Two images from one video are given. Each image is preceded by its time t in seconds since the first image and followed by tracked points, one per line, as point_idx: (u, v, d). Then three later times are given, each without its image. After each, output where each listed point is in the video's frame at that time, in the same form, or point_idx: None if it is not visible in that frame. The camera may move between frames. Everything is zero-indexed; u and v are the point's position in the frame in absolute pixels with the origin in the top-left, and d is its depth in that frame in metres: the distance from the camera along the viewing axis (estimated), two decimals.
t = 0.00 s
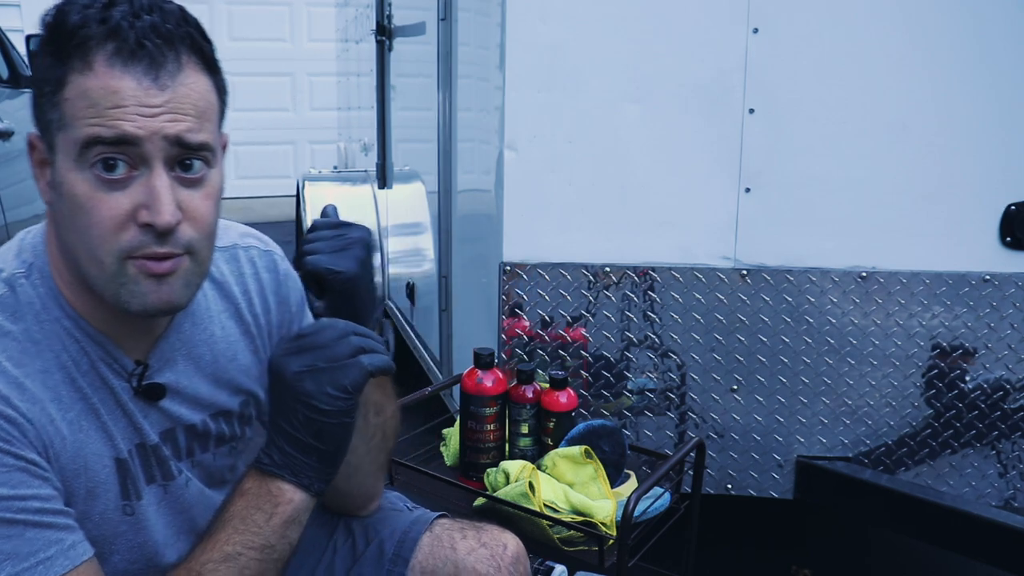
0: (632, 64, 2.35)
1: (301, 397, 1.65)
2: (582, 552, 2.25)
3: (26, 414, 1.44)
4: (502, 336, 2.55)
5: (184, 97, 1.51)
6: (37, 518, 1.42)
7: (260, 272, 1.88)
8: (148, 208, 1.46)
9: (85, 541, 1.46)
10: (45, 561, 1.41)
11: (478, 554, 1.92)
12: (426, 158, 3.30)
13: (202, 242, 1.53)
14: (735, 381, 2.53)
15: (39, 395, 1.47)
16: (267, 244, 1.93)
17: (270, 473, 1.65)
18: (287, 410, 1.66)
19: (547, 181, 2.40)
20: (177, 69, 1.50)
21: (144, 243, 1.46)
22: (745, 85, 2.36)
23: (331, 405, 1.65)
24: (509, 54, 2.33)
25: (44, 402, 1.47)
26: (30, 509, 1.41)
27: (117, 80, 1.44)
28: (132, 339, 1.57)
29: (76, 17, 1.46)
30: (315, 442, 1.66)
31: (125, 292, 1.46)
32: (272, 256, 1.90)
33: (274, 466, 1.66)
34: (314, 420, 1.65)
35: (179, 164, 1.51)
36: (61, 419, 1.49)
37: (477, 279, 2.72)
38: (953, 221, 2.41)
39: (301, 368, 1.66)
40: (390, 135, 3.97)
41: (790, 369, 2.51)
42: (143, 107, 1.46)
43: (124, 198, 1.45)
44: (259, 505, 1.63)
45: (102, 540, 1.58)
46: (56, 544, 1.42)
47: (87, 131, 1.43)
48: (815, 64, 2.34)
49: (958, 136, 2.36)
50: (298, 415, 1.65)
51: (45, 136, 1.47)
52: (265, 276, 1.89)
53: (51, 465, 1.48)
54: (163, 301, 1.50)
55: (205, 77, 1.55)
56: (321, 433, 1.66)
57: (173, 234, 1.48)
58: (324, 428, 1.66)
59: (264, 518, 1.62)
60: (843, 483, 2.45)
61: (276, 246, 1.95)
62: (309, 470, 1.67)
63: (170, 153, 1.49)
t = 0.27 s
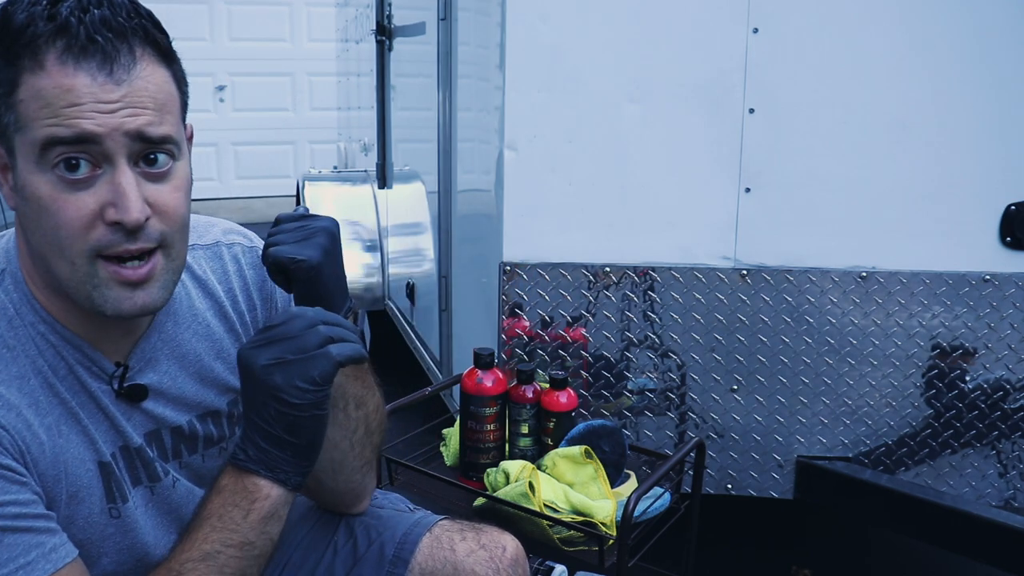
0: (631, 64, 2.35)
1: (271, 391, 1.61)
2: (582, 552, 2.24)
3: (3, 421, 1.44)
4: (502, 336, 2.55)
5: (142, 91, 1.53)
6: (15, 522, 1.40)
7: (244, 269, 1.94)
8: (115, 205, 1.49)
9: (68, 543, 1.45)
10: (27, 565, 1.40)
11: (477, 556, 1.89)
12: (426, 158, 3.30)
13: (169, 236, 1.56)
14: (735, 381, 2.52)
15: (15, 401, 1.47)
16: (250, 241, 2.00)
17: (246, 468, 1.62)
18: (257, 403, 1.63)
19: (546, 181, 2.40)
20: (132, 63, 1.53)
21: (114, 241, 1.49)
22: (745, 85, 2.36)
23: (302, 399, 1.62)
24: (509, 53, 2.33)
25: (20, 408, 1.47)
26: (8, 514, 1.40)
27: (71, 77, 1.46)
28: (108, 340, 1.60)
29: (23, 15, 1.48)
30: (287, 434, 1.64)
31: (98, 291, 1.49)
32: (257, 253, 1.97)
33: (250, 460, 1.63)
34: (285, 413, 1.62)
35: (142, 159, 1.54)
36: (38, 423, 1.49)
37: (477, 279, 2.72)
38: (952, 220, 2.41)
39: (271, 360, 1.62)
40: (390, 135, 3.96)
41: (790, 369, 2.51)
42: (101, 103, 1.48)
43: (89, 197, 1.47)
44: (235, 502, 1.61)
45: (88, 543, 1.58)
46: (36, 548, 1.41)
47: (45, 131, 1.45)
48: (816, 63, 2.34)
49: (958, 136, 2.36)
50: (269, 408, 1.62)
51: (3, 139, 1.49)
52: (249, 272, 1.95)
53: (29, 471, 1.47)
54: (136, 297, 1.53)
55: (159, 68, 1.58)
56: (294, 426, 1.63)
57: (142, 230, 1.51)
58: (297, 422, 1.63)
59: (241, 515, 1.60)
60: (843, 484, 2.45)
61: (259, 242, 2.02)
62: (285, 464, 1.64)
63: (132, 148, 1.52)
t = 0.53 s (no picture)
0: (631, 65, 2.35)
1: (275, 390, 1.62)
2: (582, 552, 2.24)
3: (8, 423, 1.45)
4: (502, 336, 2.55)
5: (144, 92, 1.53)
6: (21, 523, 1.42)
7: (252, 271, 1.89)
8: (120, 208, 1.48)
9: (74, 543, 1.47)
10: (32, 565, 1.42)
11: (480, 558, 1.90)
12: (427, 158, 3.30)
13: (175, 239, 1.55)
14: (735, 381, 2.53)
15: (21, 404, 1.48)
16: (260, 243, 1.95)
17: (248, 467, 1.62)
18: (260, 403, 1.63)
19: (546, 181, 2.40)
20: (134, 64, 1.53)
21: (118, 243, 1.48)
22: (745, 85, 2.36)
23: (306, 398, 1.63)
24: (509, 54, 2.34)
25: (26, 411, 1.48)
26: (13, 514, 1.42)
27: (72, 79, 1.47)
28: (115, 343, 1.59)
29: (24, 17, 1.50)
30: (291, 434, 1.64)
31: (104, 294, 1.49)
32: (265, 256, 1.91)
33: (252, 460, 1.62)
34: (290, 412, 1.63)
35: (147, 161, 1.54)
36: (43, 426, 1.50)
37: (477, 279, 2.72)
38: (952, 220, 2.41)
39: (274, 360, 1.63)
40: (390, 135, 3.96)
41: (790, 369, 2.51)
42: (104, 105, 1.48)
43: (93, 200, 1.47)
44: (239, 502, 1.60)
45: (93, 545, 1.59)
46: (42, 548, 1.43)
47: (49, 134, 1.46)
48: (815, 63, 2.34)
49: (957, 136, 2.36)
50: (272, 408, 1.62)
51: (7, 144, 1.51)
52: (258, 275, 1.90)
53: (34, 472, 1.48)
54: (142, 301, 1.53)
55: (161, 69, 1.58)
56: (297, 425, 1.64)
57: (147, 233, 1.51)
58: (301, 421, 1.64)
59: (244, 515, 1.59)
60: (843, 484, 2.45)
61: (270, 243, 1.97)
62: (287, 463, 1.64)
63: (136, 150, 1.52)
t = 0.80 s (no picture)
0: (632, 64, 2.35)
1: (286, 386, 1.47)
2: (582, 552, 2.24)
3: (29, 419, 1.44)
4: (502, 336, 2.55)
5: (180, 99, 1.49)
6: (39, 515, 1.41)
7: (285, 282, 1.87)
8: (150, 213, 1.44)
9: (89, 538, 1.45)
10: (49, 557, 1.40)
11: (490, 560, 1.88)
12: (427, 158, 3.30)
13: (205, 247, 1.51)
14: (735, 381, 2.53)
15: (44, 402, 1.47)
16: (295, 254, 1.93)
17: (264, 470, 1.55)
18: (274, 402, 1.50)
19: (547, 181, 2.40)
20: (170, 70, 1.49)
21: (146, 249, 1.44)
22: (745, 85, 2.36)
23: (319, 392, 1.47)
24: (509, 54, 2.34)
25: (49, 409, 1.47)
26: (31, 507, 1.40)
27: (109, 84, 1.43)
28: (139, 350, 1.57)
29: (66, 22, 1.47)
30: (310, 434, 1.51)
31: (130, 300, 1.45)
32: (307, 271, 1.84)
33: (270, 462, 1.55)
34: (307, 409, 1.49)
35: (179, 167, 1.50)
36: (65, 425, 1.49)
37: (477, 279, 2.71)
38: (952, 220, 2.41)
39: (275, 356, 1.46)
40: (390, 135, 3.96)
41: (790, 369, 2.51)
42: (139, 110, 1.44)
43: (124, 205, 1.43)
44: (257, 503, 1.55)
45: (107, 547, 1.59)
46: (59, 541, 1.41)
47: (83, 138, 1.42)
48: (816, 63, 2.34)
49: (957, 136, 2.36)
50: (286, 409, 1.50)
51: (42, 146, 1.48)
52: (290, 285, 1.87)
53: (52, 468, 1.47)
54: (168, 309, 1.48)
55: (198, 76, 1.54)
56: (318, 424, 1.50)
57: (175, 240, 1.46)
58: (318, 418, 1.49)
59: (261, 516, 1.56)
60: (843, 483, 2.45)
61: (307, 255, 1.95)
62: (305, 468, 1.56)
63: (168, 156, 1.47)
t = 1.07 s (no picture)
0: (632, 64, 2.35)
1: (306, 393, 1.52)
2: (582, 552, 2.24)
3: (63, 410, 1.44)
4: (502, 336, 2.55)
5: (249, 108, 1.49)
6: (60, 508, 1.42)
7: (321, 286, 1.87)
8: (206, 217, 1.45)
9: (106, 535, 1.47)
10: (65, 551, 1.42)
11: (496, 569, 1.89)
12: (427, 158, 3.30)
13: (254, 255, 1.52)
14: (735, 381, 2.53)
15: (79, 394, 1.47)
16: (332, 258, 1.93)
17: (276, 477, 1.58)
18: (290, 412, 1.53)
19: (547, 181, 2.40)
20: (244, 80, 1.49)
21: (198, 252, 1.45)
22: (745, 85, 2.36)
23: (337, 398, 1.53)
24: (509, 54, 2.34)
25: (83, 402, 1.47)
26: (54, 499, 1.41)
27: (183, 87, 1.43)
28: (177, 347, 1.56)
29: (149, 24, 1.48)
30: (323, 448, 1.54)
31: (175, 299, 1.45)
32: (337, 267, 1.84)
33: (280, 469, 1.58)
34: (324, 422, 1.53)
35: (239, 175, 1.50)
36: (98, 420, 1.49)
37: (477, 279, 2.71)
38: (952, 221, 2.41)
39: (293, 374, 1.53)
40: (390, 136, 3.97)
41: (790, 369, 2.51)
42: (208, 115, 1.45)
43: (181, 206, 1.44)
44: (269, 507, 1.58)
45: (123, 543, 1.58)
46: (76, 536, 1.43)
47: (151, 136, 1.43)
48: (817, 64, 2.34)
49: (957, 135, 2.36)
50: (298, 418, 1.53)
51: (108, 139, 1.48)
52: (326, 290, 1.88)
53: (80, 460, 1.47)
54: (211, 311, 1.49)
55: (269, 89, 1.54)
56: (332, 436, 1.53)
57: (227, 245, 1.47)
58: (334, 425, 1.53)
59: (272, 522, 1.58)
60: (843, 483, 2.45)
61: (345, 259, 1.95)
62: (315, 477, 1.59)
63: (231, 163, 1.48)
